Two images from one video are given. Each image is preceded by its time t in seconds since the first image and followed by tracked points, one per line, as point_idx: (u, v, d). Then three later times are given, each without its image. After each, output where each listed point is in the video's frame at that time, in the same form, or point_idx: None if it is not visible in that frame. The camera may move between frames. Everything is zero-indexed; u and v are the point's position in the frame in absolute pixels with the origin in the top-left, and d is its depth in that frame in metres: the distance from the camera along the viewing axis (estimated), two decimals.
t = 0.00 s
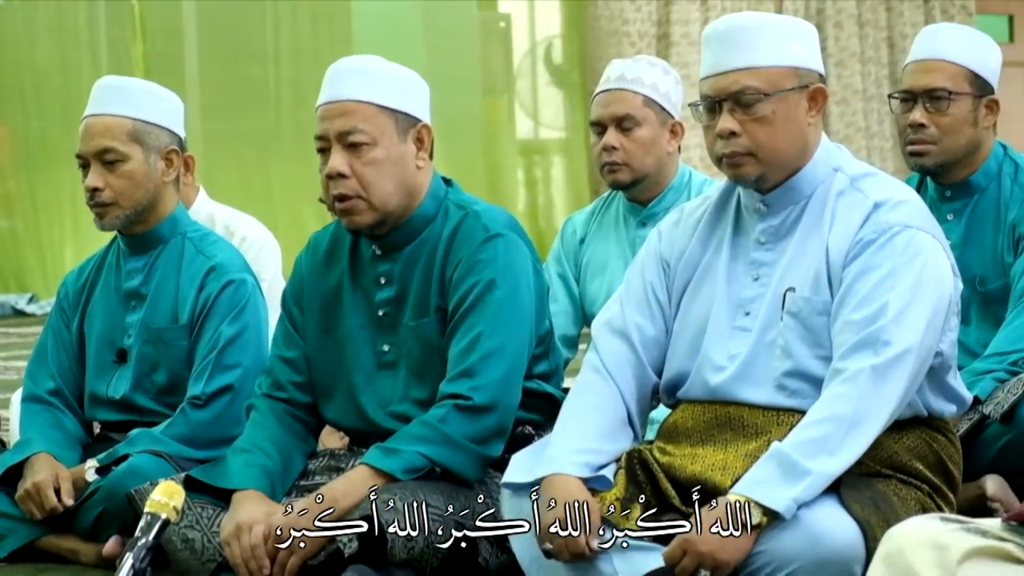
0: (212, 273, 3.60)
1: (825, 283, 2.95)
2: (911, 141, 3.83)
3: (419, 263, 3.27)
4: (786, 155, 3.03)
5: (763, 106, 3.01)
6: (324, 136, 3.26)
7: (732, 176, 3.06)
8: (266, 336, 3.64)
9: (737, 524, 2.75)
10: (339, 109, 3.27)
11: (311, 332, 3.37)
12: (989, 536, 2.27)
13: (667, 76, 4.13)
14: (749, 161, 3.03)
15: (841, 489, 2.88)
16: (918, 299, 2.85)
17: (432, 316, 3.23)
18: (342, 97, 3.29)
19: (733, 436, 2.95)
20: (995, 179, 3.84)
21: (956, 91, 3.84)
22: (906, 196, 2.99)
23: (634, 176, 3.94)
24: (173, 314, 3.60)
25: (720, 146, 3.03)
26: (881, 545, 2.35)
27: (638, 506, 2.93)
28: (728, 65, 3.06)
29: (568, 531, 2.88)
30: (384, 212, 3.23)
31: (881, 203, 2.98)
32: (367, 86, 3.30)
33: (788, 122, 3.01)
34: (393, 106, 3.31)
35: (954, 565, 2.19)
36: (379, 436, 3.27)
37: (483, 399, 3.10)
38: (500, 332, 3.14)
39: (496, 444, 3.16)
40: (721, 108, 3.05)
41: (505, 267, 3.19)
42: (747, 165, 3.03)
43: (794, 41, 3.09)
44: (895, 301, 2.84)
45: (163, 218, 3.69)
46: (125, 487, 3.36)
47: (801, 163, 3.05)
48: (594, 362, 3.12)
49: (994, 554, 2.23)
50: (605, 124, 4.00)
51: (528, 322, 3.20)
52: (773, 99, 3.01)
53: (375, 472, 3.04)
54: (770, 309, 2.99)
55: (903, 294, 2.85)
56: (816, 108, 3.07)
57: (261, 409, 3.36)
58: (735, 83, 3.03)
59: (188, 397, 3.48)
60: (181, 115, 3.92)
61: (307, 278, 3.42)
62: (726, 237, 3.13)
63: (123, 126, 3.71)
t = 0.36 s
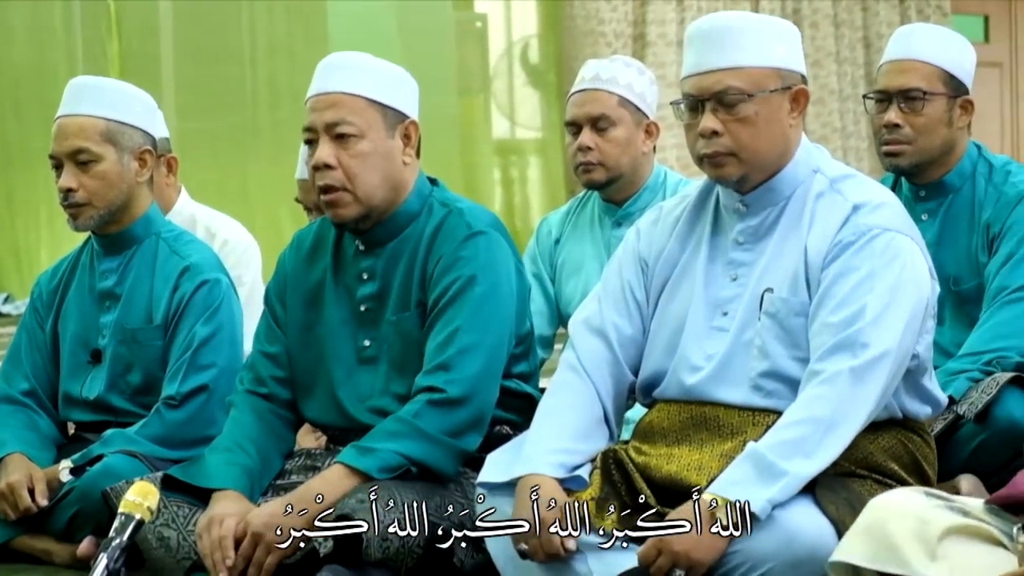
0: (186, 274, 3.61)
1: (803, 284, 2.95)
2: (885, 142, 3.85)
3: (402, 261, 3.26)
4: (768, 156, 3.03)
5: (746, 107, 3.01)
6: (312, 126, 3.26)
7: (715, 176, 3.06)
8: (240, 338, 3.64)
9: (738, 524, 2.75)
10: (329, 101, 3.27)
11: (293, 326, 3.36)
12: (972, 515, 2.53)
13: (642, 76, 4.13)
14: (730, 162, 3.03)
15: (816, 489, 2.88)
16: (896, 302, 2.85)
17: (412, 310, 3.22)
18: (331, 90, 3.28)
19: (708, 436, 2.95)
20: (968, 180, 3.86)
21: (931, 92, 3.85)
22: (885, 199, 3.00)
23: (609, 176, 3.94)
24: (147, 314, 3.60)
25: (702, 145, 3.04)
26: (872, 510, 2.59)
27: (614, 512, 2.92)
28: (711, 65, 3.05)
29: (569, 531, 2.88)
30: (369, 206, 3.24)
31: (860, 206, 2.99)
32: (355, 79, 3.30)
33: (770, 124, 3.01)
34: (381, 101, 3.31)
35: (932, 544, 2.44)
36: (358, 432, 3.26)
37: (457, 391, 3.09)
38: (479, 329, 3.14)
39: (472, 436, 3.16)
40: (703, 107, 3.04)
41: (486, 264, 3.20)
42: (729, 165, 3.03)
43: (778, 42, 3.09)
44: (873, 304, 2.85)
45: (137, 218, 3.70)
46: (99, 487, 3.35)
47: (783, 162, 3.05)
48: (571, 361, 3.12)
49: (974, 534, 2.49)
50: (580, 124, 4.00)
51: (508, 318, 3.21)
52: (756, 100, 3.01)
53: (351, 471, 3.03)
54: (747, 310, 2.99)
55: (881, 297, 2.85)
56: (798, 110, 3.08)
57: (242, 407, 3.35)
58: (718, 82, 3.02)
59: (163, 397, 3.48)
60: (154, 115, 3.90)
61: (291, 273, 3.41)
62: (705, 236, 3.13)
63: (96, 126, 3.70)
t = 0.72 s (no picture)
0: (156, 271, 3.60)
1: (777, 284, 2.95)
2: (858, 141, 3.85)
3: (378, 258, 3.25)
4: (747, 154, 3.01)
5: (726, 106, 2.99)
6: (292, 121, 3.25)
7: (692, 176, 3.03)
8: (210, 335, 3.63)
9: (739, 526, 2.76)
10: (310, 95, 3.27)
11: (269, 322, 3.35)
12: (947, 505, 2.53)
13: (615, 75, 4.13)
14: (709, 161, 3.01)
15: (788, 489, 2.86)
16: (871, 304, 2.85)
17: (388, 306, 3.21)
18: (313, 84, 3.28)
19: (681, 435, 2.95)
20: (940, 179, 3.87)
21: (904, 91, 3.85)
22: (861, 200, 2.99)
23: (582, 175, 3.94)
24: (118, 312, 3.60)
25: (681, 143, 3.01)
26: (846, 493, 2.56)
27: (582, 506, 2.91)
28: (691, 63, 3.03)
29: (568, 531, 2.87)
30: (347, 201, 3.23)
31: (836, 207, 2.98)
32: (336, 74, 3.30)
33: (748, 124, 3.00)
34: (362, 97, 3.30)
35: (908, 530, 2.43)
36: (332, 429, 3.25)
37: (428, 384, 3.09)
38: (453, 325, 3.14)
39: (444, 432, 3.15)
40: (682, 105, 3.02)
41: (461, 260, 3.19)
42: (708, 164, 3.01)
43: (758, 43, 3.07)
44: (847, 306, 2.84)
45: (106, 217, 3.69)
46: (70, 485, 3.34)
47: (761, 161, 3.04)
48: (545, 359, 3.11)
49: (951, 523, 2.48)
50: (552, 123, 4.00)
51: (482, 315, 3.20)
52: (736, 100, 2.99)
53: (322, 470, 3.03)
54: (721, 309, 2.98)
55: (855, 299, 2.85)
56: (777, 111, 3.07)
57: (215, 402, 3.33)
58: (698, 81, 3.00)
59: (134, 395, 3.47)
60: (123, 113, 3.90)
61: (267, 269, 3.40)
62: (680, 236, 3.12)
63: (64, 125, 3.69)
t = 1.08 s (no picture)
0: (129, 270, 3.60)
1: (748, 282, 2.96)
2: (832, 140, 3.86)
3: (352, 256, 3.25)
4: (715, 153, 3.02)
5: (694, 105, 2.99)
6: (266, 117, 3.25)
7: (661, 174, 3.04)
8: (183, 332, 3.63)
9: (739, 525, 2.79)
10: (284, 92, 3.27)
11: (242, 319, 3.36)
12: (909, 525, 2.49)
13: (589, 74, 4.14)
14: (677, 159, 3.02)
15: (760, 486, 2.88)
16: (840, 300, 2.86)
17: (361, 305, 3.21)
18: (287, 81, 3.28)
19: (653, 433, 2.95)
20: (913, 178, 3.88)
21: (877, 90, 3.85)
22: (830, 197, 3.00)
23: (556, 173, 3.94)
24: (91, 310, 3.59)
25: (650, 142, 3.01)
26: (806, 521, 2.51)
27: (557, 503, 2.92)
28: (659, 62, 3.03)
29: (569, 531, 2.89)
30: (320, 197, 3.23)
31: (805, 204, 2.99)
32: (311, 71, 3.30)
33: (717, 122, 3.00)
34: (337, 95, 3.31)
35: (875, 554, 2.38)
36: (306, 427, 3.24)
37: (403, 382, 3.09)
38: (428, 323, 3.14)
39: (418, 430, 3.15)
40: (651, 104, 3.02)
41: (436, 258, 3.19)
42: (677, 163, 3.02)
43: (729, 40, 3.09)
44: (817, 302, 2.85)
45: (79, 215, 3.70)
46: (42, 483, 3.35)
47: (729, 160, 3.05)
48: (517, 358, 3.11)
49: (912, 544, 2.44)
50: (527, 121, 4.00)
51: (455, 313, 3.21)
52: (703, 98, 3.00)
53: (297, 467, 3.03)
54: (693, 307, 2.99)
55: (825, 296, 2.86)
56: (745, 109, 3.08)
57: (188, 400, 3.34)
58: (666, 80, 3.00)
59: (106, 394, 3.47)
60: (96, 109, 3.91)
61: (241, 266, 3.40)
62: (651, 235, 3.13)
63: (37, 122, 3.69)
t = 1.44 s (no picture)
0: (101, 268, 3.61)
1: (715, 278, 2.96)
2: (804, 136, 3.85)
3: (318, 255, 3.26)
4: (680, 148, 3.05)
5: (658, 102, 3.03)
6: (229, 118, 3.27)
7: (626, 171, 3.06)
8: (155, 331, 3.64)
9: (739, 526, 2.80)
10: (247, 92, 3.28)
11: (209, 319, 3.37)
12: (874, 529, 2.63)
13: (559, 70, 4.16)
14: (642, 156, 3.04)
15: (729, 482, 2.88)
16: (807, 296, 2.88)
17: (330, 305, 3.22)
18: (251, 81, 3.30)
19: (622, 430, 2.94)
20: (884, 174, 3.89)
21: (849, 87, 3.85)
22: (795, 193, 3.02)
23: (526, 170, 3.98)
24: (62, 308, 3.60)
25: (614, 140, 3.04)
26: (771, 532, 2.62)
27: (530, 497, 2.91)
28: (622, 59, 3.07)
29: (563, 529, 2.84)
30: (285, 198, 3.25)
31: (771, 200, 3.01)
32: (274, 70, 3.32)
33: (681, 118, 3.04)
34: (300, 94, 3.33)
35: (841, 558, 2.49)
36: (274, 427, 3.25)
37: (375, 384, 3.10)
38: (395, 322, 3.15)
39: (389, 431, 3.16)
40: (615, 102, 3.05)
41: (404, 258, 3.20)
42: (641, 159, 3.04)
43: (690, 37, 3.12)
44: (783, 297, 2.86)
45: (52, 212, 3.71)
46: (11, 481, 3.29)
47: (694, 157, 3.07)
48: (486, 356, 3.11)
49: (877, 547, 2.57)
50: (497, 118, 4.03)
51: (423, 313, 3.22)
52: (666, 95, 3.04)
53: (266, 465, 3.03)
54: (661, 304, 2.99)
55: (791, 291, 2.87)
56: (709, 106, 3.11)
57: (155, 400, 3.35)
58: (630, 77, 3.04)
59: (77, 392, 3.48)
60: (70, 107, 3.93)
61: (206, 265, 3.41)
62: (618, 232, 3.13)
63: (10, 119, 3.72)
